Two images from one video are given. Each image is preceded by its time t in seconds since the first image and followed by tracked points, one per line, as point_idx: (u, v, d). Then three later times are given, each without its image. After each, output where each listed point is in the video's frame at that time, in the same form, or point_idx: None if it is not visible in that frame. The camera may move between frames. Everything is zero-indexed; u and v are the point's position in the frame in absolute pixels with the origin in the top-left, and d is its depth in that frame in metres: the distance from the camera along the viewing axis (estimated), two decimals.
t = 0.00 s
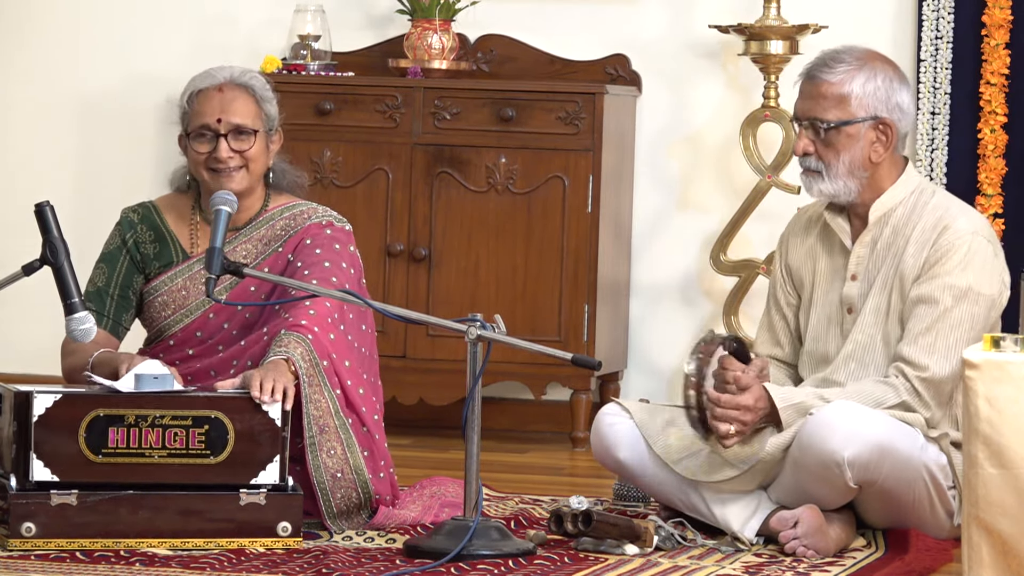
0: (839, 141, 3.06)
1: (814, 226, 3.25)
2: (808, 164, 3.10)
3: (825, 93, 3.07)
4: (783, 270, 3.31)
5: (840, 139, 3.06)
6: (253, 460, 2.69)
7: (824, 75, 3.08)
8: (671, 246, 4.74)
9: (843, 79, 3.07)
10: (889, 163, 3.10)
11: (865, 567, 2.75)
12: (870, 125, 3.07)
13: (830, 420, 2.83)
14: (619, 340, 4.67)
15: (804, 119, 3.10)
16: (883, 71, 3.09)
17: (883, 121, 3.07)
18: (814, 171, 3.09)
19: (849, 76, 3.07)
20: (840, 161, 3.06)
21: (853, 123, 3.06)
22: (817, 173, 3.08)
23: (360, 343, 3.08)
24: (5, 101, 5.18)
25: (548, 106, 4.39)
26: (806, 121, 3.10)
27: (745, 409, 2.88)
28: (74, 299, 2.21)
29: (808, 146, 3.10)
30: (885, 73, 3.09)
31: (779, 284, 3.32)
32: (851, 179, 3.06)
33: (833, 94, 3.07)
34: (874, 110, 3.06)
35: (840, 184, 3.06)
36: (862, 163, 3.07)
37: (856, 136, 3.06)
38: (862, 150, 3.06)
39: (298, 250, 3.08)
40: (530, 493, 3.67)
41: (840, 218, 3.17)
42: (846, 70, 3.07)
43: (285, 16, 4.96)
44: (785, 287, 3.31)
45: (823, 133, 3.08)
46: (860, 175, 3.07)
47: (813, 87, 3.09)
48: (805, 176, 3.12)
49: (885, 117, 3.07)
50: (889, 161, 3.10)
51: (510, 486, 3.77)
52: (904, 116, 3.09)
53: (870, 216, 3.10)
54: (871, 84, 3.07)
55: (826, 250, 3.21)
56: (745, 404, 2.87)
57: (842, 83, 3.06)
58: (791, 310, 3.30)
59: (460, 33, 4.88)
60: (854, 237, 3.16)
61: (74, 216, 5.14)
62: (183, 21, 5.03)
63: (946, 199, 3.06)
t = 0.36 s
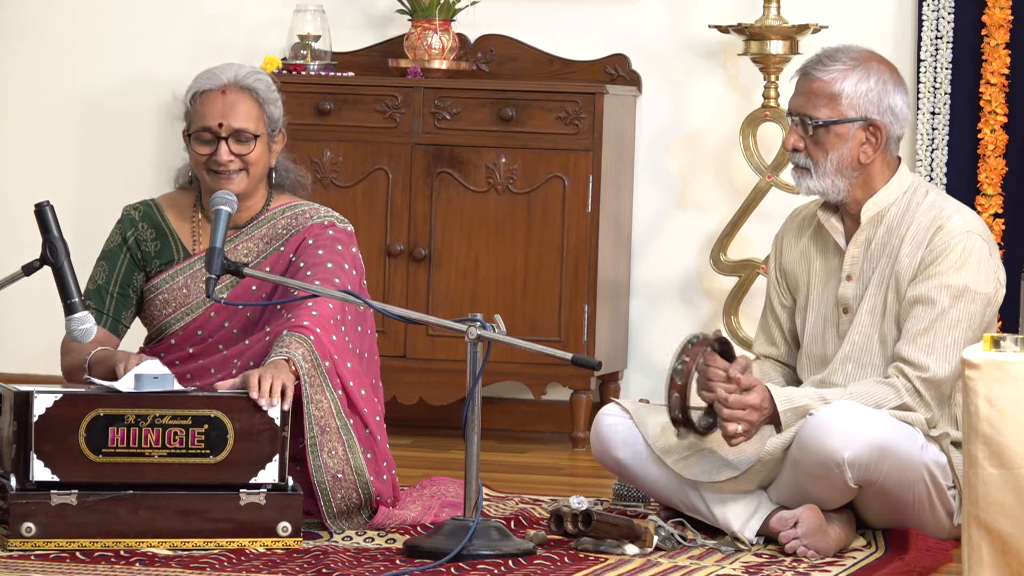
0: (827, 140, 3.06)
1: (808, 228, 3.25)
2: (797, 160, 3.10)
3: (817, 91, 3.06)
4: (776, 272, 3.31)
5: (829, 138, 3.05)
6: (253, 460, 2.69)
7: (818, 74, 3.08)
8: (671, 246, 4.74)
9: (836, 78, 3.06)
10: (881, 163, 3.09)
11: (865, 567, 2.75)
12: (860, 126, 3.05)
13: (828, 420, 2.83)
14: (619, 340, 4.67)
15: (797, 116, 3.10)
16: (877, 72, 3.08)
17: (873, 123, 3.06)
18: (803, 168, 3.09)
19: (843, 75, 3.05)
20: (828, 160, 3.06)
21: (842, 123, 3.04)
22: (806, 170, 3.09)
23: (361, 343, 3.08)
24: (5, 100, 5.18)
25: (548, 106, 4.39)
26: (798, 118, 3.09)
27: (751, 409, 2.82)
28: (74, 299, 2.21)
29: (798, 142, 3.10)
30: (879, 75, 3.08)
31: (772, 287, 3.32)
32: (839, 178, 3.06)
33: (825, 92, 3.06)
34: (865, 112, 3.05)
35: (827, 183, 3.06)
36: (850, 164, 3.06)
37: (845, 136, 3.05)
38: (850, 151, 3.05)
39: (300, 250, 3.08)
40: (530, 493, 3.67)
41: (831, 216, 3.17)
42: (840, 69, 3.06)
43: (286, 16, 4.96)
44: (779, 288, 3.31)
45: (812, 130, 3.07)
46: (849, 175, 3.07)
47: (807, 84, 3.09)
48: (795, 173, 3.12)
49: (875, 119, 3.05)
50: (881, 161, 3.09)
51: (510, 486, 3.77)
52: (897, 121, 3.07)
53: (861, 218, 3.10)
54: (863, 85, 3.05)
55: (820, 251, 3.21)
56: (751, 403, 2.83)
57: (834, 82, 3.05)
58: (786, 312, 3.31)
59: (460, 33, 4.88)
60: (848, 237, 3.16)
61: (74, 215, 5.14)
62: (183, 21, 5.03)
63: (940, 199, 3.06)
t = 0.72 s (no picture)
0: (824, 134, 3.06)
1: (807, 227, 3.25)
2: (793, 156, 3.11)
3: (812, 86, 3.07)
4: (776, 271, 3.32)
5: (826, 132, 3.06)
6: (253, 461, 2.69)
7: (814, 68, 3.08)
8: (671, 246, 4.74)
9: (832, 72, 3.06)
10: (878, 158, 3.09)
11: (865, 567, 2.75)
12: (857, 120, 3.06)
13: (828, 420, 2.82)
14: (619, 341, 4.67)
15: (793, 111, 3.10)
16: (873, 67, 3.08)
17: (870, 116, 3.06)
18: (799, 163, 3.10)
19: (838, 69, 3.06)
20: (825, 155, 3.06)
21: (840, 116, 3.05)
22: (802, 166, 3.09)
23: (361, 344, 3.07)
24: (5, 100, 5.18)
25: (548, 106, 4.39)
26: (795, 113, 3.10)
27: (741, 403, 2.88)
28: (74, 299, 2.21)
29: (795, 137, 3.10)
30: (876, 70, 3.08)
31: (772, 285, 3.32)
32: (836, 173, 3.06)
33: (821, 87, 3.07)
34: (862, 105, 3.05)
35: (824, 178, 3.06)
36: (847, 158, 3.07)
37: (842, 130, 3.05)
38: (847, 145, 3.06)
39: (297, 251, 3.08)
40: (530, 493, 3.67)
41: (829, 213, 3.17)
42: (836, 63, 3.07)
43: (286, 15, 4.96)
44: (780, 289, 3.31)
45: (809, 124, 3.08)
46: (846, 169, 3.08)
47: (803, 79, 3.09)
48: (791, 168, 3.13)
49: (872, 113, 3.06)
50: (877, 156, 3.09)
51: (511, 486, 3.77)
52: (894, 115, 3.08)
53: (858, 213, 3.09)
54: (860, 79, 3.06)
55: (819, 248, 3.21)
56: (741, 398, 2.87)
57: (830, 76, 3.06)
58: (785, 311, 3.30)
59: (460, 33, 4.88)
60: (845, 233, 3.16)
61: (74, 215, 5.14)
62: (183, 21, 5.03)
63: (935, 195, 3.05)
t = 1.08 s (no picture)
0: (825, 135, 3.06)
1: (807, 227, 3.24)
2: (795, 158, 3.10)
3: (811, 88, 3.06)
4: (775, 272, 3.31)
5: (826, 133, 3.06)
6: (253, 461, 2.69)
7: (811, 70, 3.08)
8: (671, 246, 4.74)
9: (830, 73, 3.06)
10: (879, 157, 3.09)
11: (865, 567, 2.75)
12: (857, 120, 3.06)
13: (828, 420, 2.83)
14: (619, 341, 4.67)
15: (793, 113, 3.10)
16: (870, 66, 3.08)
17: (870, 116, 3.06)
18: (801, 166, 3.09)
19: (836, 70, 3.06)
20: (827, 155, 3.06)
21: (840, 117, 3.05)
22: (804, 167, 3.09)
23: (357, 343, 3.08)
24: (5, 99, 5.18)
25: (548, 106, 4.39)
26: (794, 115, 3.09)
27: (752, 408, 2.86)
28: (73, 299, 2.21)
29: (796, 139, 3.10)
30: (872, 69, 3.08)
31: (771, 286, 3.32)
32: (838, 174, 3.06)
33: (820, 88, 3.06)
34: (862, 105, 3.05)
35: (827, 180, 3.06)
36: (849, 158, 3.07)
37: (843, 131, 3.05)
38: (848, 145, 3.06)
39: (290, 252, 3.08)
40: (530, 493, 3.67)
41: (830, 213, 3.17)
42: (834, 64, 3.06)
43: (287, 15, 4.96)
44: (777, 288, 3.31)
45: (810, 126, 3.07)
46: (847, 169, 3.07)
47: (802, 80, 3.09)
48: (792, 170, 3.12)
49: (872, 112, 3.05)
50: (878, 156, 3.09)
51: (511, 487, 3.77)
52: (894, 113, 3.08)
53: (860, 213, 3.09)
54: (858, 79, 3.05)
55: (819, 248, 3.21)
56: (752, 404, 2.85)
57: (828, 77, 3.05)
58: (785, 312, 3.30)
59: (460, 33, 4.88)
60: (846, 233, 3.16)
61: (74, 215, 5.14)
62: (183, 21, 5.03)
63: (937, 194, 3.06)
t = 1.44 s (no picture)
0: (822, 138, 3.06)
1: (807, 228, 3.24)
2: (793, 162, 3.10)
3: (806, 92, 3.07)
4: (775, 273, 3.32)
5: (824, 136, 3.06)
6: (253, 461, 2.69)
7: (807, 73, 3.08)
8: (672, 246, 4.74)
9: (825, 76, 3.06)
10: (878, 158, 3.08)
11: (865, 567, 2.75)
12: (854, 121, 3.06)
13: (827, 420, 2.83)
14: (619, 341, 4.67)
15: (788, 118, 3.10)
16: (866, 68, 3.08)
17: (867, 117, 3.06)
18: (801, 168, 3.09)
19: (831, 73, 3.06)
20: (825, 158, 3.06)
21: (836, 119, 3.05)
22: (803, 170, 3.08)
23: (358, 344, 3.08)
24: (5, 99, 5.18)
25: (548, 106, 4.39)
26: (790, 120, 3.09)
27: (752, 404, 2.86)
28: (74, 299, 2.21)
29: (793, 144, 3.09)
30: (868, 70, 3.08)
31: (772, 286, 3.32)
32: (838, 176, 3.06)
33: (816, 92, 3.06)
34: (858, 106, 3.05)
35: (826, 182, 3.06)
36: (847, 159, 3.06)
37: (840, 133, 3.05)
38: (846, 147, 3.06)
39: (291, 254, 3.08)
40: (530, 493, 3.67)
41: (830, 215, 3.17)
42: (829, 66, 3.06)
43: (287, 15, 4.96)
44: (779, 290, 3.31)
45: (807, 130, 3.07)
46: (847, 170, 3.07)
47: (797, 85, 3.09)
48: (791, 174, 3.12)
49: (869, 113, 3.05)
50: (877, 156, 3.09)
51: (511, 487, 3.77)
52: (891, 113, 3.08)
53: (860, 213, 3.09)
54: (854, 81, 3.05)
55: (819, 249, 3.21)
56: (751, 399, 2.86)
57: (823, 81, 3.05)
58: (786, 312, 3.30)
59: (460, 33, 4.88)
60: (846, 233, 3.16)
61: (74, 215, 5.14)
62: (183, 20, 5.03)
63: (937, 194, 3.06)
